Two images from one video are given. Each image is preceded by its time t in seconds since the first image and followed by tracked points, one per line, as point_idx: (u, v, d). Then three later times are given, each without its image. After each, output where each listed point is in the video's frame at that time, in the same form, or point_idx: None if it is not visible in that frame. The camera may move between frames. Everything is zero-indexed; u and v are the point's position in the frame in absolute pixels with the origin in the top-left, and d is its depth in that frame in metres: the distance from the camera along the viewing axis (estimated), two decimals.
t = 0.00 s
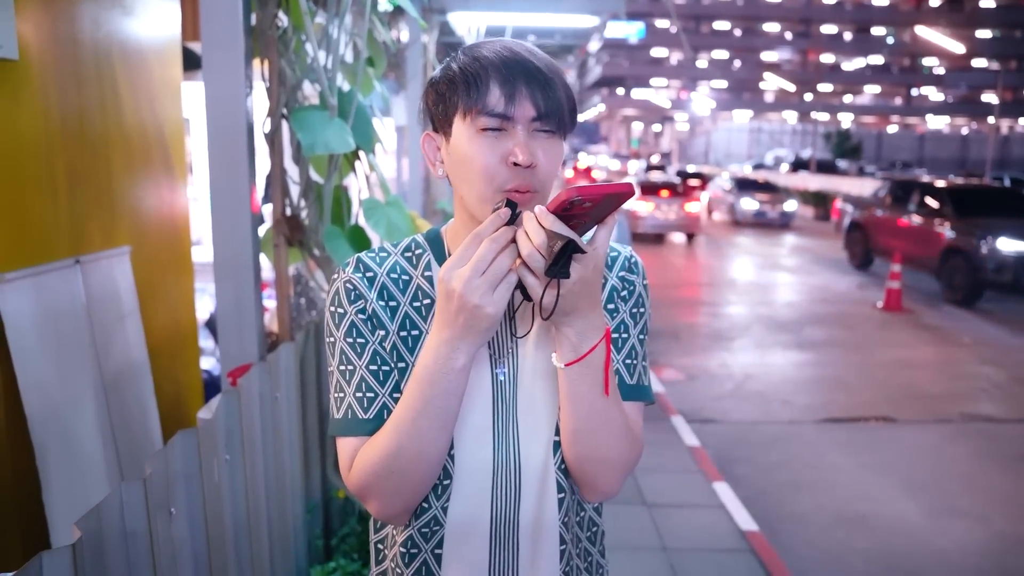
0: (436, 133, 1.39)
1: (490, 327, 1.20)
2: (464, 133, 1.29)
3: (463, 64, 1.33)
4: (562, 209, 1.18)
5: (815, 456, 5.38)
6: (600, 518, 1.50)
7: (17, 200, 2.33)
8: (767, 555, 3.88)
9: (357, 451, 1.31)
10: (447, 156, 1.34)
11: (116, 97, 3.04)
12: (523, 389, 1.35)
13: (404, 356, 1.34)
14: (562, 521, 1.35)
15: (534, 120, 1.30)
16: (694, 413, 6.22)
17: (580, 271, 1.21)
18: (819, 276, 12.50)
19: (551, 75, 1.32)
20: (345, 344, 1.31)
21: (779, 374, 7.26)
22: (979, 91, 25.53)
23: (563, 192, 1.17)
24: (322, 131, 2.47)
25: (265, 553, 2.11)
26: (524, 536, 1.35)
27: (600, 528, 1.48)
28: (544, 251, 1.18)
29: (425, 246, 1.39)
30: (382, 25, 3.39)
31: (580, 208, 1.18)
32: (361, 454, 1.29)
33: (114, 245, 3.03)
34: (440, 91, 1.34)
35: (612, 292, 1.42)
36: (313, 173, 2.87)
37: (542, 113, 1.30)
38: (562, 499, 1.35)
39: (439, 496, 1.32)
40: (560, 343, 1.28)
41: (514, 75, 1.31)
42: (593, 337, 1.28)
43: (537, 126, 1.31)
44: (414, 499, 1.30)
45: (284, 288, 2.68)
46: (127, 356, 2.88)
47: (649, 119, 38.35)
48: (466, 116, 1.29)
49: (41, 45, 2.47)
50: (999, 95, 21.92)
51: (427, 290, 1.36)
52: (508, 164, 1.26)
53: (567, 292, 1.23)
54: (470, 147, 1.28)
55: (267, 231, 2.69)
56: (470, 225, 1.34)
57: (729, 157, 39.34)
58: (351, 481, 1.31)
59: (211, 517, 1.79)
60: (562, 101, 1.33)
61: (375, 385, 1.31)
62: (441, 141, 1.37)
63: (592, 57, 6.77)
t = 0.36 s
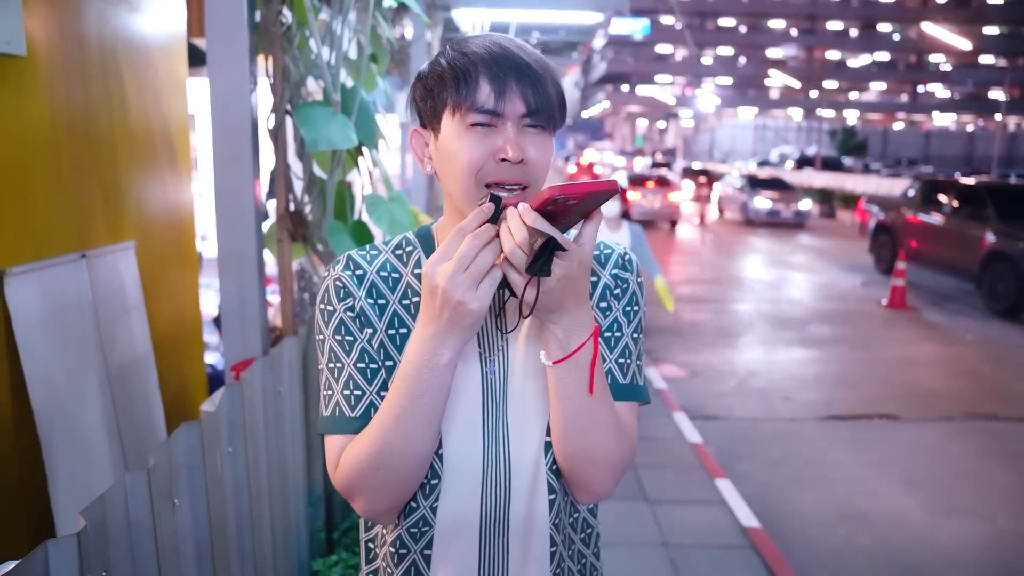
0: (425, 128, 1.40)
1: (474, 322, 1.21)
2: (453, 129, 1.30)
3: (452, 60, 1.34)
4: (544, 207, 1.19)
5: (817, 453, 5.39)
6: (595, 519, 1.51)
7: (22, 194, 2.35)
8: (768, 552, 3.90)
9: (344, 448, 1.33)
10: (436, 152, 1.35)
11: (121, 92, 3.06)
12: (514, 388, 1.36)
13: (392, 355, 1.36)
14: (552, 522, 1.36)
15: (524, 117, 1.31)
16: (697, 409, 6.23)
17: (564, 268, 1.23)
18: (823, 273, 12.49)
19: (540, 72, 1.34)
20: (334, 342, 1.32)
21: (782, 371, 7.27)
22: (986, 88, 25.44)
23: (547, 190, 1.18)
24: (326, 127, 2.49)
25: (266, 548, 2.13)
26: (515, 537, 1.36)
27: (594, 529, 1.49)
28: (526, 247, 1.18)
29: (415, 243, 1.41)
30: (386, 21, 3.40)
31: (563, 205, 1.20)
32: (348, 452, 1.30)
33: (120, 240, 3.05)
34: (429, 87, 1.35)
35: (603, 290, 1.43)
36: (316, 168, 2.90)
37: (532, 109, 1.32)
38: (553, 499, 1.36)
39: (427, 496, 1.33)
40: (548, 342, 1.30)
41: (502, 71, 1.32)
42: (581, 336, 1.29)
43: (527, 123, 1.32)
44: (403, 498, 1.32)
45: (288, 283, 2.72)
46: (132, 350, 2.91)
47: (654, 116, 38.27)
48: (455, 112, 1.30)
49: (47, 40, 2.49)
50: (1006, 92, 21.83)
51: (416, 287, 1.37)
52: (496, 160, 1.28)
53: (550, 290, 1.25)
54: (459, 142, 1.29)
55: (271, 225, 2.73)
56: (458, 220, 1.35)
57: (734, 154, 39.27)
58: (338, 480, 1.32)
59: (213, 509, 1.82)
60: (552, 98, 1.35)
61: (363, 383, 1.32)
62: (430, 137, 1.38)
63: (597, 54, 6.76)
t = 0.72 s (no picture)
0: (421, 129, 1.41)
1: (474, 346, 1.20)
2: (445, 130, 1.31)
3: (445, 59, 1.35)
4: (546, 234, 1.19)
5: (824, 458, 5.36)
6: (599, 529, 1.49)
7: (33, 199, 2.37)
8: (775, 558, 3.87)
9: (333, 468, 1.32)
10: (431, 152, 1.36)
11: (129, 98, 3.08)
12: (513, 398, 1.34)
13: (387, 369, 1.34)
14: (557, 533, 1.34)
15: (516, 117, 1.31)
16: (703, 415, 6.22)
17: (565, 294, 1.21)
18: (830, 278, 12.46)
19: (535, 70, 1.33)
20: (325, 359, 1.31)
21: (789, 376, 7.24)
22: (993, 93, 25.38)
23: (547, 220, 1.19)
24: (331, 133, 2.49)
25: (271, 555, 2.13)
26: (519, 550, 1.34)
27: (598, 539, 1.47)
28: (527, 276, 1.18)
29: (410, 253, 1.39)
30: (392, 27, 3.41)
31: (564, 233, 1.20)
32: (339, 472, 1.29)
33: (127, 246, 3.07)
34: (423, 87, 1.37)
35: (609, 300, 1.43)
36: (323, 175, 2.90)
37: (524, 109, 1.31)
38: (559, 510, 1.34)
39: (427, 511, 1.31)
40: (551, 363, 1.28)
41: (495, 69, 1.32)
42: (585, 355, 1.28)
43: (520, 123, 1.32)
44: (402, 514, 1.30)
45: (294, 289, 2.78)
46: (138, 355, 2.92)
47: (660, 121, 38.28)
48: (447, 113, 1.31)
49: (57, 48, 2.52)
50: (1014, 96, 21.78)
51: (410, 298, 1.35)
52: (487, 160, 1.28)
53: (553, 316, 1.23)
54: (451, 143, 1.30)
55: (277, 231, 2.75)
56: (453, 222, 1.35)
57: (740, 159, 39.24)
58: (328, 500, 1.31)
59: (217, 514, 1.82)
60: (547, 96, 1.33)
61: (352, 403, 1.30)
62: (426, 137, 1.39)
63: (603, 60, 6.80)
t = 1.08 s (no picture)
0: (415, 130, 1.40)
1: (472, 349, 1.19)
2: (438, 129, 1.31)
3: (437, 58, 1.34)
4: (542, 234, 1.18)
5: (826, 459, 5.35)
6: (602, 533, 1.48)
7: (34, 200, 2.37)
8: (776, 559, 3.86)
9: (334, 475, 1.31)
10: (424, 152, 1.36)
11: (129, 98, 3.07)
12: (514, 402, 1.34)
13: (387, 374, 1.33)
14: (561, 538, 1.33)
15: (509, 115, 1.30)
16: (704, 416, 6.21)
17: (564, 295, 1.20)
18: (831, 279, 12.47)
19: (528, 68, 1.32)
20: (324, 364, 1.31)
21: (790, 377, 7.24)
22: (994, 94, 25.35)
23: (543, 218, 1.18)
24: (332, 134, 2.49)
25: (272, 558, 2.13)
26: (522, 555, 1.34)
27: (601, 543, 1.47)
28: (524, 276, 1.17)
29: (409, 256, 1.38)
30: (392, 27, 3.40)
31: (561, 232, 1.19)
32: (339, 479, 1.28)
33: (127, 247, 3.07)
34: (415, 86, 1.36)
35: (610, 300, 1.42)
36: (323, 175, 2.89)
37: (517, 107, 1.30)
38: (562, 516, 1.34)
39: (428, 518, 1.31)
40: (551, 366, 1.27)
41: (487, 67, 1.31)
42: (584, 358, 1.27)
43: (514, 121, 1.31)
44: (402, 521, 1.30)
45: (294, 290, 2.78)
46: (138, 356, 2.92)
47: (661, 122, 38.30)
48: (440, 112, 1.31)
49: (57, 50, 2.52)
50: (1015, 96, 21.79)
51: (409, 302, 1.34)
52: (479, 159, 1.27)
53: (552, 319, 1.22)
54: (443, 142, 1.29)
55: (277, 232, 2.74)
56: (448, 222, 1.34)
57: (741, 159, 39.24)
58: (329, 507, 1.30)
59: (217, 517, 1.81)
60: (541, 94, 1.33)
61: (351, 408, 1.30)
62: (420, 138, 1.39)
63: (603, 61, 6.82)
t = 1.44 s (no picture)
0: (425, 129, 1.39)
1: (480, 355, 1.18)
2: (450, 128, 1.29)
3: (450, 56, 1.33)
4: (551, 239, 1.17)
5: (828, 460, 5.34)
6: (607, 536, 1.48)
7: (32, 201, 2.36)
8: (778, 561, 3.85)
9: (338, 477, 1.30)
10: (435, 151, 1.34)
11: (129, 98, 3.07)
12: (520, 406, 1.33)
13: (392, 376, 1.33)
14: (565, 543, 1.32)
15: (523, 115, 1.29)
16: (706, 416, 6.20)
17: (572, 301, 1.19)
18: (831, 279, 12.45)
19: (542, 68, 1.32)
20: (328, 365, 1.29)
21: (791, 377, 7.23)
22: (995, 93, 25.29)
23: (553, 224, 1.16)
24: (333, 134, 2.48)
25: (272, 559, 2.12)
26: (527, 559, 1.33)
27: (606, 547, 1.46)
28: (533, 282, 1.17)
29: (415, 257, 1.38)
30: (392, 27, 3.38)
31: (570, 238, 1.18)
32: (343, 481, 1.27)
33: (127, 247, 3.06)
34: (427, 84, 1.35)
35: (618, 304, 1.41)
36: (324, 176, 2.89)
37: (531, 107, 1.29)
38: (567, 520, 1.33)
39: (432, 521, 1.30)
40: (557, 372, 1.26)
41: (501, 66, 1.30)
42: (591, 363, 1.25)
43: (527, 121, 1.30)
44: (406, 524, 1.29)
45: (294, 291, 2.75)
46: (138, 357, 2.91)
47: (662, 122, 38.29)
48: (452, 111, 1.30)
49: (56, 50, 2.50)
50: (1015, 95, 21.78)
51: (415, 303, 1.34)
52: (492, 158, 1.26)
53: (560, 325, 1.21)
54: (455, 140, 1.28)
55: (278, 232, 2.73)
56: (457, 223, 1.33)
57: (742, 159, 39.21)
58: (333, 509, 1.30)
59: (217, 519, 1.80)
60: (554, 95, 1.32)
61: (356, 410, 1.29)
62: (430, 136, 1.37)
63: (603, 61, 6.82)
